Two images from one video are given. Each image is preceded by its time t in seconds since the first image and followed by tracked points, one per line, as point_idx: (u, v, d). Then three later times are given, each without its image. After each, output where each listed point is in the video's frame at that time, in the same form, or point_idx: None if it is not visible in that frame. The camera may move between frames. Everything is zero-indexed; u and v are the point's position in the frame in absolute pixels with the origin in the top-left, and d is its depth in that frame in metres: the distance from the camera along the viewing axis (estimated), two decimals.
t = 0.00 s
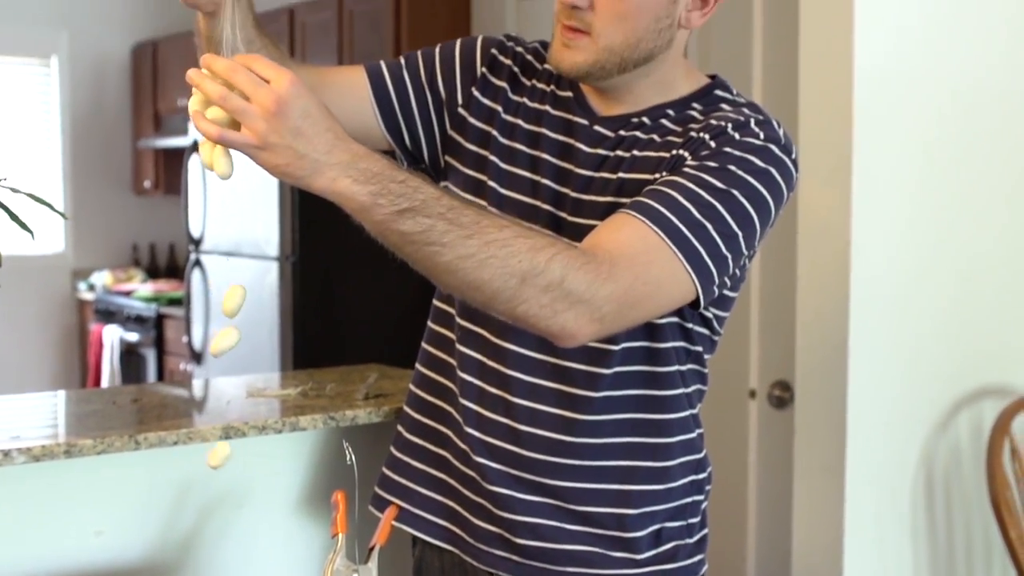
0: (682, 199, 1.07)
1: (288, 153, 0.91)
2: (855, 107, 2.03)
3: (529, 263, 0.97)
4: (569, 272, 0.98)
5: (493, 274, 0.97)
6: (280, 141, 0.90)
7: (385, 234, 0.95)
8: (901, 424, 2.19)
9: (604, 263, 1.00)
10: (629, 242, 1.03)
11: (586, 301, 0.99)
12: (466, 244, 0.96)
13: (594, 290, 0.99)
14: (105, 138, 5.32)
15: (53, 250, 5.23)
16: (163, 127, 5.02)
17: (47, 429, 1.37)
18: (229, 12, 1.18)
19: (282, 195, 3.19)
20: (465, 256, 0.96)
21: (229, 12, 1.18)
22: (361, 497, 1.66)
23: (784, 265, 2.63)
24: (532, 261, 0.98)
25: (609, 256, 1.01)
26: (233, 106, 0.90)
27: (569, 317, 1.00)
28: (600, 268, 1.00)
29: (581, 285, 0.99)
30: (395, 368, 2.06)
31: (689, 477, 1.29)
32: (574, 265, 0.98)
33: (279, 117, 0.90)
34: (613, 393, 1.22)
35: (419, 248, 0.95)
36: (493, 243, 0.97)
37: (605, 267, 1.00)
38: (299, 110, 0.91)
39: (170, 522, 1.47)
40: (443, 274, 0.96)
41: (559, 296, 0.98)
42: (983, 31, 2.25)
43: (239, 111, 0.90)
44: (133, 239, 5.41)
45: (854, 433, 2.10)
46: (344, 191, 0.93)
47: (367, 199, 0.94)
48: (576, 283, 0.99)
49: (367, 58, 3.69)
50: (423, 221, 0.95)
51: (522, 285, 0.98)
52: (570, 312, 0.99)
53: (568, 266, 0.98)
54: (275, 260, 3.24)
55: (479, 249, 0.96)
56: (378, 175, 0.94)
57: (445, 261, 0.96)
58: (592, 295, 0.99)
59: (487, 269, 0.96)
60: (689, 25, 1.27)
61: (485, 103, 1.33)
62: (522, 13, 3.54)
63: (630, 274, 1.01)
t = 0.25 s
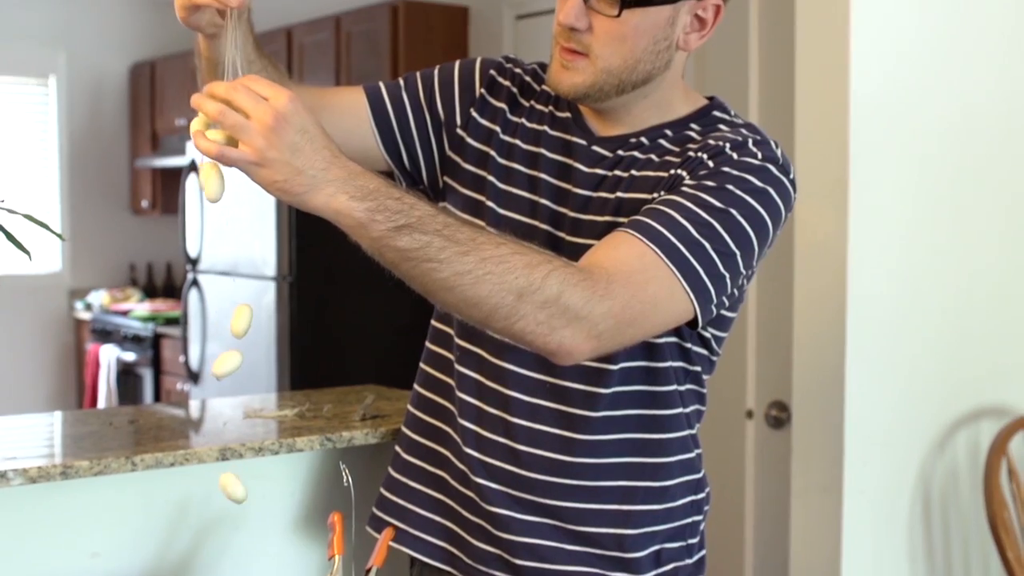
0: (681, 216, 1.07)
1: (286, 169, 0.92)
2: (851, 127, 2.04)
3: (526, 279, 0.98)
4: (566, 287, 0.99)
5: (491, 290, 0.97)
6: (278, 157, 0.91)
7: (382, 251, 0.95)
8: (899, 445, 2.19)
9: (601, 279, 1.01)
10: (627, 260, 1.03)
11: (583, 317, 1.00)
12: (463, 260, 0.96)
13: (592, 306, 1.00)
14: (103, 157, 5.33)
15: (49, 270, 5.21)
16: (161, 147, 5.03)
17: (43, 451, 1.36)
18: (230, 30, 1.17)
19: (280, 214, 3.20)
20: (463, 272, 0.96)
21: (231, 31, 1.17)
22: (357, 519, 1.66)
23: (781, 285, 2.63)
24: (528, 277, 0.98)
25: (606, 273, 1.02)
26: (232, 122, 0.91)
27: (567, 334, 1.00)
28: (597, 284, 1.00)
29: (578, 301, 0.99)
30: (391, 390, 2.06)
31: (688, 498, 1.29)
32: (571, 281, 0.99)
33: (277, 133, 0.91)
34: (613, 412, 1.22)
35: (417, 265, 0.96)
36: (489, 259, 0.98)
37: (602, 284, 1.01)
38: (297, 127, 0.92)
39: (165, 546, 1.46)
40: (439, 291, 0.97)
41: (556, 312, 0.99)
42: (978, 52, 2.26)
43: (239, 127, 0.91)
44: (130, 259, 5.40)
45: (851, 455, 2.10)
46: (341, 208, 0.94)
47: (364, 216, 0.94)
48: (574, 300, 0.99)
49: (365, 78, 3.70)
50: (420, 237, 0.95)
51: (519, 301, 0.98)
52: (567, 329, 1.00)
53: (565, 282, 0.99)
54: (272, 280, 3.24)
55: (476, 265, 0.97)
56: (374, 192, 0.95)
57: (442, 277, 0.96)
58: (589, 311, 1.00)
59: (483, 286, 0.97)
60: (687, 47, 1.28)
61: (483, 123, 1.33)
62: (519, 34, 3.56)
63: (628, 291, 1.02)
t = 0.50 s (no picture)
0: (679, 237, 1.07)
1: (283, 197, 0.91)
2: (848, 147, 2.04)
3: (524, 303, 0.98)
4: (564, 310, 0.99)
5: (489, 315, 0.97)
6: (275, 184, 0.91)
7: (381, 277, 0.95)
8: (896, 463, 2.19)
9: (599, 302, 1.01)
10: (624, 282, 1.03)
11: (582, 340, 1.00)
12: (461, 285, 0.97)
13: (590, 329, 1.00)
14: (100, 175, 5.34)
15: (46, 288, 5.20)
16: (158, 165, 5.04)
17: (38, 471, 1.36)
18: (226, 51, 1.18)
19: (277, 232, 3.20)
20: (460, 296, 0.96)
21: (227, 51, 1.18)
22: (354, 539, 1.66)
23: (778, 304, 2.63)
24: (526, 301, 0.98)
25: (604, 296, 1.02)
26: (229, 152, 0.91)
27: (566, 357, 1.00)
28: (595, 307, 1.00)
29: (577, 323, 0.99)
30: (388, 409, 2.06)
31: (685, 517, 1.29)
32: (569, 303, 0.99)
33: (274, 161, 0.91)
34: (612, 433, 1.22)
35: (415, 290, 0.96)
36: (488, 282, 0.98)
37: (600, 306, 1.01)
38: (293, 155, 0.92)
39: (161, 566, 1.46)
40: (436, 316, 0.97)
41: (555, 335, 0.99)
42: (973, 73, 2.27)
43: (236, 155, 0.90)
44: (126, 277, 5.40)
45: (848, 474, 2.09)
46: (339, 234, 0.94)
47: (361, 242, 0.94)
48: (572, 322, 0.99)
49: (362, 98, 3.71)
50: (418, 262, 0.95)
51: (518, 325, 0.98)
52: (566, 352, 1.00)
53: (563, 304, 0.99)
54: (269, 298, 3.25)
55: (474, 289, 0.97)
56: (371, 219, 0.95)
57: (441, 302, 0.96)
58: (587, 333, 1.00)
59: (481, 309, 0.97)
60: (685, 68, 1.29)
61: (480, 142, 1.33)
62: (516, 54, 3.57)
63: (625, 313, 1.02)
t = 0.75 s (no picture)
0: (680, 274, 1.07)
1: (310, 252, 0.89)
2: (843, 167, 2.05)
3: (538, 359, 0.99)
4: (576, 364, 1.00)
5: (504, 371, 0.98)
6: (305, 242, 0.88)
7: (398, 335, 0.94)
8: (892, 483, 2.18)
9: (608, 356, 1.02)
10: (628, 329, 1.04)
11: (592, 393, 1.01)
12: (478, 341, 0.97)
13: (600, 383, 1.01)
14: (96, 194, 5.34)
15: (43, 307, 5.19)
16: (155, 183, 5.04)
17: (33, 491, 1.36)
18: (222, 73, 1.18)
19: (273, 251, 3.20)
20: (478, 354, 0.97)
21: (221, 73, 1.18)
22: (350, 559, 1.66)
23: (774, 323, 2.63)
24: (540, 356, 0.99)
25: (613, 348, 1.03)
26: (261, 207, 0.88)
27: (576, 411, 1.01)
28: (604, 360, 1.01)
29: (589, 378, 1.00)
30: (384, 429, 2.05)
31: (681, 541, 1.29)
32: (581, 358, 1.00)
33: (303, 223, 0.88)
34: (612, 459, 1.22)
35: (433, 346, 0.96)
36: (504, 339, 0.98)
37: (610, 359, 1.02)
38: (326, 212, 0.89)
39: None
40: (452, 370, 0.97)
41: (567, 391, 1.00)
42: (968, 93, 2.27)
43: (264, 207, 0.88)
44: (123, 295, 5.39)
45: (844, 494, 2.09)
46: (361, 291, 0.91)
47: (383, 298, 0.92)
48: (584, 377, 1.00)
49: (359, 117, 3.71)
50: (438, 320, 0.95)
51: (531, 381, 0.99)
52: (577, 406, 1.01)
53: (575, 358, 1.00)
54: (265, 316, 3.25)
55: (490, 345, 0.97)
56: (391, 273, 0.93)
57: (458, 359, 0.96)
58: (598, 387, 1.01)
59: (497, 366, 0.98)
60: (680, 89, 1.29)
61: (476, 163, 1.33)
62: (512, 73, 3.58)
63: (632, 366, 1.03)
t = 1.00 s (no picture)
0: (678, 307, 1.07)
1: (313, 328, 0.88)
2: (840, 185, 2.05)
3: (544, 401, 0.98)
4: (583, 407, 0.99)
5: (511, 416, 0.98)
6: (309, 319, 0.87)
7: (407, 387, 0.94)
8: (890, 501, 2.18)
9: (614, 394, 1.01)
10: (631, 366, 1.04)
11: (598, 432, 1.01)
12: (483, 390, 0.96)
13: (607, 422, 1.00)
14: (94, 211, 5.34)
15: (40, 323, 5.18)
16: (153, 200, 5.05)
17: (30, 509, 1.36)
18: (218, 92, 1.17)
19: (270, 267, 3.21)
20: (483, 402, 0.96)
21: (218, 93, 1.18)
22: None
23: (771, 341, 2.64)
24: (546, 399, 0.99)
25: (617, 386, 1.02)
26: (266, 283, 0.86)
27: (583, 449, 1.01)
28: (610, 399, 1.01)
29: (594, 418, 1.00)
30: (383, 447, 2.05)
31: (678, 563, 1.28)
32: (586, 399, 1.00)
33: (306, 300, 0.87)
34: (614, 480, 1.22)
35: (439, 397, 0.95)
36: (510, 387, 0.97)
37: (615, 397, 1.01)
38: (325, 287, 0.88)
39: None
40: (461, 418, 0.97)
41: (574, 431, 1.00)
42: (965, 112, 2.28)
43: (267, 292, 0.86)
44: (120, 312, 5.39)
45: (842, 512, 2.09)
46: (371, 350, 0.91)
47: (392, 355, 0.92)
48: (590, 417, 1.00)
49: (356, 134, 3.72)
50: (444, 372, 0.95)
51: (538, 425, 0.99)
52: (584, 444, 1.01)
53: (581, 401, 0.99)
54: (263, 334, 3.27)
55: (496, 394, 0.97)
56: (400, 329, 0.93)
57: (466, 407, 0.96)
58: (604, 426, 1.01)
59: (503, 412, 0.97)
60: (678, 108, 1.30)
61: (474, 185, 1.33)
62: (509, 91, 3.59)
63: (638, 402, 1.03)
